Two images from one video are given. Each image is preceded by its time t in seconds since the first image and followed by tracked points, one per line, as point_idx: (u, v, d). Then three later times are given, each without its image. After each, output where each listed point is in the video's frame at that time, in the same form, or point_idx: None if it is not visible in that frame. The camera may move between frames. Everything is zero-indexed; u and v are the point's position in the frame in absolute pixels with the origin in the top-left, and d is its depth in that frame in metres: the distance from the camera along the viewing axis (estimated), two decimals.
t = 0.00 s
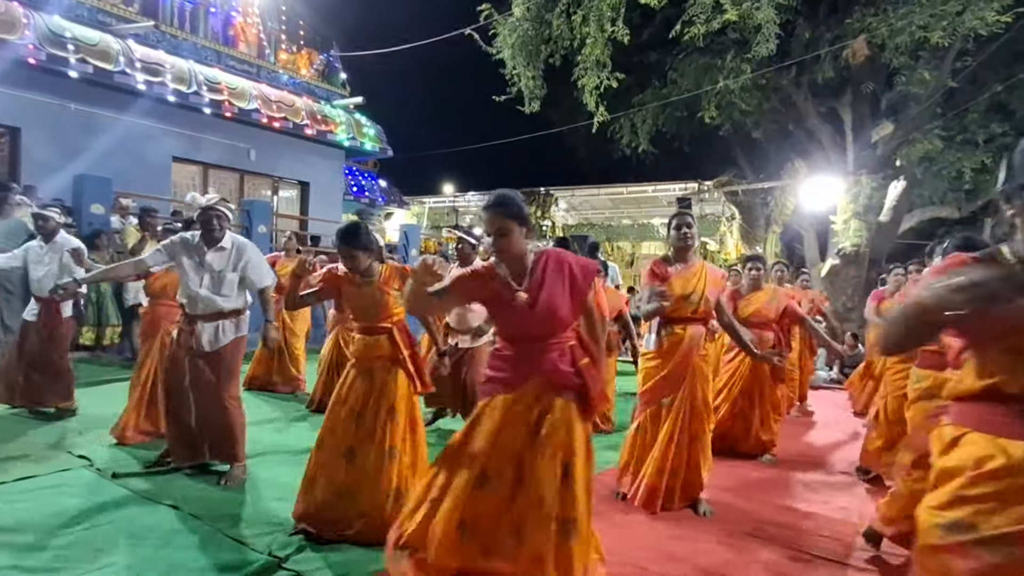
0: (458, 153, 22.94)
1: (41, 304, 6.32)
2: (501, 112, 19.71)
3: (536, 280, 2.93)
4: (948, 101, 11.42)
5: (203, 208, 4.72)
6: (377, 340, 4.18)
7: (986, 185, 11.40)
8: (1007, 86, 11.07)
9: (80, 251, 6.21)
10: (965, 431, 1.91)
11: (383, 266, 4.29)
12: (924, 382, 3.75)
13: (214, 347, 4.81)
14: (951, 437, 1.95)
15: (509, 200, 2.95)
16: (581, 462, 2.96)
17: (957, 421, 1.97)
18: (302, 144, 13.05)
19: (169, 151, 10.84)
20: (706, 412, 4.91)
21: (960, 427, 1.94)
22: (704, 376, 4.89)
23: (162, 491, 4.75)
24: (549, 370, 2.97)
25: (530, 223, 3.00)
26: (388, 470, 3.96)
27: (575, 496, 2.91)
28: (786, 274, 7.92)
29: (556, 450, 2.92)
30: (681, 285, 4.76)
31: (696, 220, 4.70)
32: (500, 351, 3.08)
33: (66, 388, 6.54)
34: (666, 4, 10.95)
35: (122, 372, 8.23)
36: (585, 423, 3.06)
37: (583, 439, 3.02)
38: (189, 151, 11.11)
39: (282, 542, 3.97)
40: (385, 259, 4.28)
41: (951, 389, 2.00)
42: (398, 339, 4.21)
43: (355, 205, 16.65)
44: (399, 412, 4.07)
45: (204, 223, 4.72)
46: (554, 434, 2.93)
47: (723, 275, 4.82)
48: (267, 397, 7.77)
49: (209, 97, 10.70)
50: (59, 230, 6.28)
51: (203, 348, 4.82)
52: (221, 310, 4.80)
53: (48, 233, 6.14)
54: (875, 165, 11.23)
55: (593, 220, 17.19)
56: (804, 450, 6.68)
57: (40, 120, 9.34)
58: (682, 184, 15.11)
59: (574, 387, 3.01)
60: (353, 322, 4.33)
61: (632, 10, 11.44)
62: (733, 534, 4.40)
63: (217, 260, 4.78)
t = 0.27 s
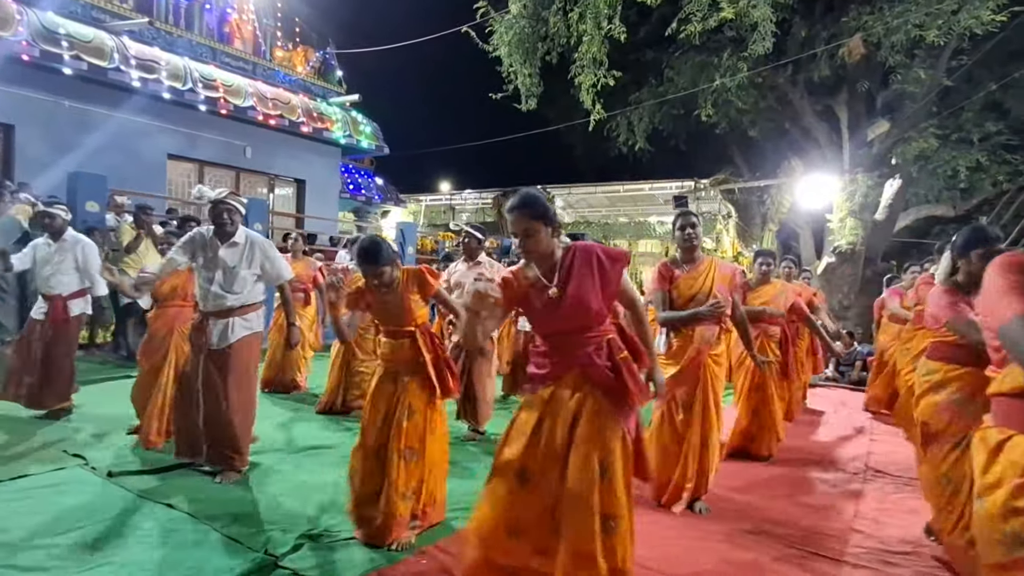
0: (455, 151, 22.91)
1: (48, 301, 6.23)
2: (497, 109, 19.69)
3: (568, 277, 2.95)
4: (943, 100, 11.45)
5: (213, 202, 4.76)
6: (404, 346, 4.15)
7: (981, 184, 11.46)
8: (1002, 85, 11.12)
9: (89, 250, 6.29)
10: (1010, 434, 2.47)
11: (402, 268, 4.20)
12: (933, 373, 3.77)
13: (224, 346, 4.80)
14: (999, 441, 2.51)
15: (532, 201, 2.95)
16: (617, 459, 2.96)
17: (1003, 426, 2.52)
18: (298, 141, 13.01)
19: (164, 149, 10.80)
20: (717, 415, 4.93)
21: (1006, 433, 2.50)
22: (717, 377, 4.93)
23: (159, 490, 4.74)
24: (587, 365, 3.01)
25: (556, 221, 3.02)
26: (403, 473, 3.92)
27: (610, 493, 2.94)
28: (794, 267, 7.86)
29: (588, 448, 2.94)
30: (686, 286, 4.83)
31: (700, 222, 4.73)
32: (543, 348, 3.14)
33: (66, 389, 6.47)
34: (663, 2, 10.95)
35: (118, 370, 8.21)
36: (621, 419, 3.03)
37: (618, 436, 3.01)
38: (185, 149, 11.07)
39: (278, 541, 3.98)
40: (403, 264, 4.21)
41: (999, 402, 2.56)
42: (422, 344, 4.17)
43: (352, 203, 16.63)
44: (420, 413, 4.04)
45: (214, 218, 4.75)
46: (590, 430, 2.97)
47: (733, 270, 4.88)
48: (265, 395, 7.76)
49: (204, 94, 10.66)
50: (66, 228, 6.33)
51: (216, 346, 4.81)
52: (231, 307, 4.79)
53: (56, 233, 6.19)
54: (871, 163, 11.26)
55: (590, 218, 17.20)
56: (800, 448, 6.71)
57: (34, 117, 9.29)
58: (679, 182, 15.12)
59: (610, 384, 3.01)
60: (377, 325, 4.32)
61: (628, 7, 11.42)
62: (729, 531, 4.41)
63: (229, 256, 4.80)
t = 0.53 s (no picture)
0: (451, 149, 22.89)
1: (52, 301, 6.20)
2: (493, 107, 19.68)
3: (582, 277, 2.97)
4: (938, 98, 11.48)
5: (214, 201, 4.72)
6: (410, 339, 4.15)
7: (975, 182, 11.53)
8: (996, 83, 11.17)
9: (98, 253, 6.36)
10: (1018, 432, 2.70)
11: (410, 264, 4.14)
12: (921, 366, 3.91)
13: (230, 343, 4.81)
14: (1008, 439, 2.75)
15: (551, 203, 2.93)
16: (614, 457, 2.99)
17: (1013, 424, 2.76)
18: (293, 139, 12.96)
19: (159, 147, 10.74)
20: (714, 412, 4.95)
21: (1015, 431, 2.73)
22: (713, 376, 4.98)
23: (155, 489, 4.72)
24: (593, 364, 3.04)
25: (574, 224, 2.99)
26: (411, 467, 3.97)
27: (604, 489, 2.97)
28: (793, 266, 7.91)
29: (582, 446, 3.00)
30: (677, 286, 4.87)
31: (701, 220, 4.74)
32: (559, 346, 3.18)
33: (68, 390, 6.41)
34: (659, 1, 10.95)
35: (113, 370, 8.17)
36: (619, 419, 3.04)
37: (616, 435, 3.03)
38: (179, 146, 11.02)
39: (274, 540, 3.97)
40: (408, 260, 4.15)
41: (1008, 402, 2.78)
42: (421, 339, 4.14)
43: (348, 201, 16.59)
44: (422, 406, 4.06)
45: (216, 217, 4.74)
46: (587, 428, 3.02)
47: (728, 268, 4.89)
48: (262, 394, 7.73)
49: (199, 91, 10.61)
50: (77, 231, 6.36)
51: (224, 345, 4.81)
52: (239, 306, 4.79)
53: (65, 234, 6.25)
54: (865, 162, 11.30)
55: (586, 216, 17.21)
56: (798, 445, 6.73)
57: (27, 114, 9.23)
58: (675, 180, 15.14)
59: (612, 383, 3.03)
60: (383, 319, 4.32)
61: (624, 5, 11.42)
62: (727, 528, 4.43)
63: (233, 256, 4.79)
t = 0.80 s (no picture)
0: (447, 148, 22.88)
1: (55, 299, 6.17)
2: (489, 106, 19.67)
3: (595, 280, 2.99)
4: (932, 97, 11.53)
5: (211, 210, 4.65)
6: (410, 336, 4.16)
7: (968, 181, 11.58)
8: (989, 82, 11.23)
9: (102, 251, 6.24)
10: (1015, 421, 2.43)
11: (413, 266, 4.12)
12: (904, 364, 3.97)
13: (242, 344, 4.82)
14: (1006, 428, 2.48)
15: (570, 210, 2.94)
16: (591, 456, 2.98)
17: (1010, 413, 2.49)
18: (288, 137, 12.91)
19: (152, 145, 10.69)
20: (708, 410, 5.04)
21: (1013, 419, 2.46)
22: (705, 375, 4.99)
23: (150, 489, 4.69)
24: (587, 364, 3.06)
25: (591, 232, 3.01)
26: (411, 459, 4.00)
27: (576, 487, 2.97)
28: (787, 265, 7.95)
29: (570, 439, 2.99)
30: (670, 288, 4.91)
31: (698, 223, 4.74)
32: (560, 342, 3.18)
33: (68, 390, 6.39)
34: None
35: (108, 370, 8.12)
36: (605, 421, 3.04)
37: (601, 434, 3.02)
38: (174, 145, 10.96)
39: (269, 539, 3.95)
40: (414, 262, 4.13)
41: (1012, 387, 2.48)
42: (421, 337, 4.15)
43: (343, 200, 16.57)
44: (426, 403, 4.06)
45: (216, 226, 4.67)
46: (575, 423, 3.01)
47: (724, 273, 4.86)
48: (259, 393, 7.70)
49: (193, 90, 10.56)
50: (82, 229, 6.29)
51: (238, 347, 4.84)
52: (252, 309, 4.80)
53: (71, 233, 6.17)
54: (860, 160, 11.34)
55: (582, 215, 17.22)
56: (795, 442, 6.74)
57: (20, 113, 9.17)
58: (671, 178, 15.15)
59: (604, 384, 3.04)
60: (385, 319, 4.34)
61: (620, 4, 11.42)
62: (725, 524, 4.43)
63: (240, 262, 4.80)
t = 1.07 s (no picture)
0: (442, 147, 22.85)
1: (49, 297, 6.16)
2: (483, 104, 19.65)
3: (588, 269, 3.00)
4: (925, 95, 11.58)
5: (211, 207, 4.74)
6: (397, 333, 4.24)
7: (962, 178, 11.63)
8: (982, 80, 11.29)
9: (95, 248, 6.30)
10: (1009, 409, 2.36)
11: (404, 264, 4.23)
12: (898, 359, 3.95)
13: (241, 341, 4.76)
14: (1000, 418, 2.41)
15: (567, 198, 3.00)
16: (575, 451, 3.00)
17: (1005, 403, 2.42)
18: (282, 136, 12.86)
19: (146, 144, 10.63)
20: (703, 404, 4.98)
21: (1007, 408, 2.39)
22: (699, 370, 4.95)
23: (146, 489, 4.67)
24: (575, 357, 3.07)
25: (587, 220, 3.04)
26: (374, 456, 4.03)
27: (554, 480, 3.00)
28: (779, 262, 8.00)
29: (557, 432, 3.02)
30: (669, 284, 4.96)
31: (694, 220, 4.80)
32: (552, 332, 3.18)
33: (66, 388, 6.35)
34: None
35: (103, 370, 8.09)
36: (593, 417, 3.04)
37: (587, 430, 3.03)
38: (168, 144, 10.92)
39: (266, 539, 3.93)
40: (406, 261, 4.23)
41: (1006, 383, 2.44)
42: (408, 335, 4.23)
43: (338, 198, 16.54)
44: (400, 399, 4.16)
45: (216, 222, 4.75)
46: (566, 418, 3.03)
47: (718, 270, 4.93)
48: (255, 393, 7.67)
49: (187, 88, 10.52)
50: (75, 228, 6.38)
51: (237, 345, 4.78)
52: (251, 305, 4.76)
53: (64, 231, 6.27)
54: (854, 158, 11.39)
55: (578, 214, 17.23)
56: (792, 439, 6.75)
57: (12, 112, 9.11)
58: (666, 177, 15.18)
59: (589, 379, 3.04)
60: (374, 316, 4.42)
61: (616, 2, 11.43)
62: (722, 521, 4.43)
63: (239, 258, 4.81)
